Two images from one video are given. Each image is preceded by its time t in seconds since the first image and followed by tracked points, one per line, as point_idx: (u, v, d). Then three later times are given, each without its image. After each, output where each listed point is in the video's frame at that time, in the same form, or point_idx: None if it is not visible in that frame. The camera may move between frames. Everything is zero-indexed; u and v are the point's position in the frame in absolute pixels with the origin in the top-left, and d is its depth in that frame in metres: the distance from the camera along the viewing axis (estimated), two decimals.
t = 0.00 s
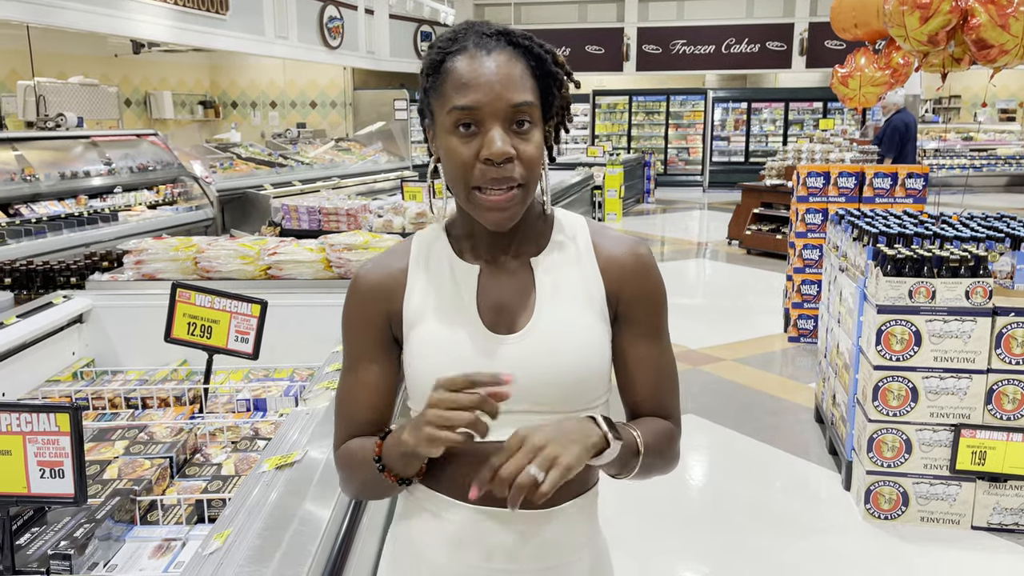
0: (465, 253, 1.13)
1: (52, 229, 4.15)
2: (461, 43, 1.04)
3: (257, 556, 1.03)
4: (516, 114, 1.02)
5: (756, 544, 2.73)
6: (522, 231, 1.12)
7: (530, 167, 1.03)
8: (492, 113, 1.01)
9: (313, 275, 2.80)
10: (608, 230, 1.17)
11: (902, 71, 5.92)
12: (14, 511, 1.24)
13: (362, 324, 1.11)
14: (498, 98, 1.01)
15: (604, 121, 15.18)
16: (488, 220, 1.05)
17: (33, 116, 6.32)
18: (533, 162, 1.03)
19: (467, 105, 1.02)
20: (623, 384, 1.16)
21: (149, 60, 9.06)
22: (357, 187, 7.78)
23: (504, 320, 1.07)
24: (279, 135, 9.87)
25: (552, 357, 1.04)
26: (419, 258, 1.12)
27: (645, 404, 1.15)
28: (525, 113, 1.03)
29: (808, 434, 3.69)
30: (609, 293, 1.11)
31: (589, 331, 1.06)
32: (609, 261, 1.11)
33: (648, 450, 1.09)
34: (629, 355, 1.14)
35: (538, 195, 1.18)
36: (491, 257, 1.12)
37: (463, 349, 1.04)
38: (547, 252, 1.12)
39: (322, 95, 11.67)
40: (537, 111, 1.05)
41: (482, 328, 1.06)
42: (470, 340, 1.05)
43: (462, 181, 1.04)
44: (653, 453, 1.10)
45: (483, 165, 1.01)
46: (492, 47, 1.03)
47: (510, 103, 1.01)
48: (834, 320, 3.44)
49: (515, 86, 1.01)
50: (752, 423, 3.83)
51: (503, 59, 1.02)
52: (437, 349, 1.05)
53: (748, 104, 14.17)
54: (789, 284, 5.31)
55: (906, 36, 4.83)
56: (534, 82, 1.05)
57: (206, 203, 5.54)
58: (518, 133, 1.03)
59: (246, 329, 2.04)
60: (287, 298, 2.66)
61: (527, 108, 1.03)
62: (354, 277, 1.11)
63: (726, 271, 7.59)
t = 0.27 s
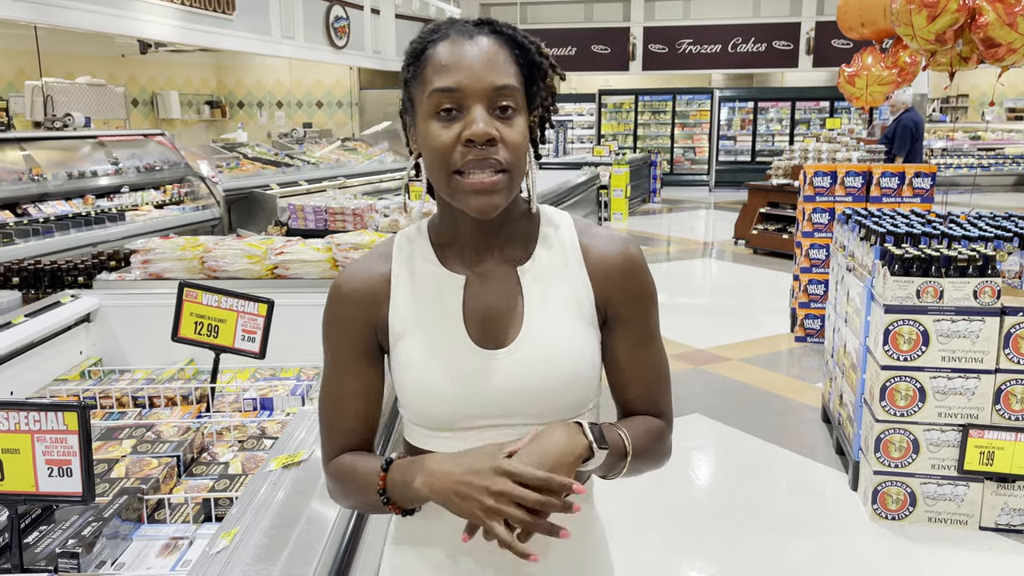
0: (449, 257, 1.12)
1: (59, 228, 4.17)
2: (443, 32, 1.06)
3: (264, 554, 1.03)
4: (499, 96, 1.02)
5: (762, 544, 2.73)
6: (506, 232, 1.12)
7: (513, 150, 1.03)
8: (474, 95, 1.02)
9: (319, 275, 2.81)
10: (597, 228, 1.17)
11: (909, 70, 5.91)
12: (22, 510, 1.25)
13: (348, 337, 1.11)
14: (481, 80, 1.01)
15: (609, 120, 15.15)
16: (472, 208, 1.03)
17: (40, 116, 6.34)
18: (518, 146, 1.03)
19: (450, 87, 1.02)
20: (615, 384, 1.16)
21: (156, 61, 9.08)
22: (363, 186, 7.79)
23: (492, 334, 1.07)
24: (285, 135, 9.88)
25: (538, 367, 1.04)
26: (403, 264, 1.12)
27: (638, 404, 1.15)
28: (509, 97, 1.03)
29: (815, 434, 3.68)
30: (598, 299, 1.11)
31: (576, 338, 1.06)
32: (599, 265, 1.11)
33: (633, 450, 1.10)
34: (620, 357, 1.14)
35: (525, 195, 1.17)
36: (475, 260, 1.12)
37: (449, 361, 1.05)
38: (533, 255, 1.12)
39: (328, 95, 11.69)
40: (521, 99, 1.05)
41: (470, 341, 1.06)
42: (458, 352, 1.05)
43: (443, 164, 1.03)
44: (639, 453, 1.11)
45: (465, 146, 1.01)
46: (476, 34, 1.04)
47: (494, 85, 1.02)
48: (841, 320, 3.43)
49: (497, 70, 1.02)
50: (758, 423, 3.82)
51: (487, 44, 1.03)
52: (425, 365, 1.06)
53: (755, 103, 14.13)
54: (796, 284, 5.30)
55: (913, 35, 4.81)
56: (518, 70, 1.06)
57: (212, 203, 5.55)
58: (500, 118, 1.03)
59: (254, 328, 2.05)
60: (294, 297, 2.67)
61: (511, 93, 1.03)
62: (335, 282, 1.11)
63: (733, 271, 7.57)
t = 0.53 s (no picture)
0: (445, 272, 1.11)
1: (68, 228, 4.19)
2: (408, 48, 1.07)
3: (273, 553, 1.04)
4: (482, 95, 1.03)
5: (769, 544, 2.72)
6: (502, 241, 1.11)
7: (507, 147, 1.03)
8: (461, 96, 1.02)
9: (327, 275, 2.81)
10: (588, 222, 1.17)
11: (916, 69, 5.89)
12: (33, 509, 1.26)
13: (354, 362, 1.12)
14: (462, 81, 1.02)
15: (616, 120, 15.13)
16: (480, 216, 1.01)
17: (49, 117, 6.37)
18: (510, 143, 1.03)
19: (434, 94, 1.02)
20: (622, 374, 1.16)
21: (163, 61, 9.12)
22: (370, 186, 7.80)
23: (496, 344, 1.06)
24: (291, 135, 9.91)
25: (542, 370, 1.04)
26: (398, 290, 1.10)
27: (646, 393, 1.15)
28: (491, 96, 1.04)
29: (823, 434, 3.67)
30: (598, 293, 1.11)
31: (577, 338, 1.07)
32: (597, 258, 1.11)
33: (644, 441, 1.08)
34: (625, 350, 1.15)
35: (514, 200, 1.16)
36: (474, 275, 1.10)
37: (453, 377, 1.05)
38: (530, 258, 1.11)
39: (335, 95, 11.72)
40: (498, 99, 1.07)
41: (475, 357, 1.06)
42: (462, 366, 1.05)
43: (442, 172, 1.01)
44: (650, 444, 1.10)
45: (463, 148, 1.00)
46: (440, 43, 1.06)
47: (476, 85, 1.02)
48: (849, 320, 3.41)
49: (475, 70, 1.03)
50: (765, 424, 3.81)
51: (455, 49, 1.05)
52: (431, 382, 1.07)
53: (761, 103, 14.10)
54: (803, 283, 5.28)
55: (921, 34, 4.79)
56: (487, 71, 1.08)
57: (219, 203, 5.56)
58: (488, 116, 1.03)
59: (261, 327, 2.05)
60: (302, 297, 2.68)
61: (491, 92, 1.04)
62: (336, 314, 1.12)
63: (740, 271, 7.56)
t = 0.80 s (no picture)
0: (462, 266, 1.11)
1: (75, 229, 4.21)
2: (425, 46, 1.07)
3: (282, 554, 1.04)
4: (499, 91, 1.02)
5: (777, 545, 2.72)
6: (520, 238, 1.11)
7: (524, 144, 1.02)
8: (477, 92, 1.01)
9: (334, 276, 2.82)
10: (607, 223, 1.17)
11: (923, 68, 5.86)
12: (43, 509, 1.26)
13: (366, 349, 1.10)
14: (477, 78, 1.02)
15: (621, 120, 15.11)
16: (495, 212, 1.01)
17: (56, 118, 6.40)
18: (525, 140, 1.03)
19: (449, 91, 1.02)
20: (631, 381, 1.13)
21: (169, 62, 9.14)
22: (376, 187, 7.81)
23: (512, 339, 1.07)
24: (297, 136, 9.93)
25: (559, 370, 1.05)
26: (416, 281, 1.10)
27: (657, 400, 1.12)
28: (508, 92, 1.03)
29: (830, 434, 3.66)
30: (615, 295, 1.11)
31: (591, 339, 1.07)
32: (615, 259, 1.11)
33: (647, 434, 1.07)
34: (636, 355, 1.12)
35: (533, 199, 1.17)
36: (491, 271, 1.11)
37: (469, 370, 1.06)
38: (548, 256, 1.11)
39: (340, 96, 11.75)
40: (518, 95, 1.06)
41: (491, 349, 1.06)
42: (478, 359, 1.06)
43: (459, 170, 1.01)
44: (654, 445, 1.08)
45: (479, 147, 0.99)
46: (457, 40, 1.05)
47: (491, 81, 1.02)
48: (856, 320, 3.40)
49: (492, 66, 1.03)
50: (772, 424, 3.80)
51: (472, 45, 1.04)
52: (446, 377, 1.06)
53: (767, 103, 14.08)
54: (809, 284, 5.27)
55: (928, 34, 4.77)
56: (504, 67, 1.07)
57: (226, 204, 5.58)
58: (504, 113, 1.02)
59: (269, 329, 2.06)
60: (309, 297, 2.68)
61: (508, 88, 1.03)
62: (351, 300, 1.12)
63: (746, 271, 7.54)
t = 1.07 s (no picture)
0: (472, 262, 1.12)
1: (78, 230, 4.22)
2: (458, 41, 1.05)
3: (284, 556, 1.04)
4: (524, 100, 1.01)
5: (779, 546, 2.71)
6: (531, 237, 1.11)
7: (542, 154, 1.02)
8: (501, 99, 1.00)
9: (336, 276, 2.82)
10: (619, 229, 1.16)
11: (926, 68, 5.89)
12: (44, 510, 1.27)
13: (374, 334, 1.10)
14: (503, 84, 1.00)
15: (624, 120, 15.09)
16: (505, 214, 1.02)
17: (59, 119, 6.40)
18: (544, 149, 1.02)
19: (474, 93, 1.00)
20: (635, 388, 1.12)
21: (171, 63, 9.15)
22: (378, 187, 7.81)
23: (518, 334, 1.07)
24: (299, 136, 9.93)
25: (564, 367, 1.04)
26: (429, 272, 1.11)
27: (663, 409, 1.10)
28: (533, 100, 1.02)
29: (833, 435, 3.66)
30: (623, 298, 1.10)
31: (596, 338, 1.05)
32: (625, 263, 1.10)
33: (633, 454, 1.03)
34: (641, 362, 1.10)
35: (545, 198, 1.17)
36: (500, 266, 1.11)
37: (472, 364, 1.05)
38: (558, 256, 1.11)
39: (343, 96, 11.61)
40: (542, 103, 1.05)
41: (495, 343, 1.06)
42: (480, 352, 1.05)
43: (476, 174, 1.01)
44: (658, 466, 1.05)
45: (496, 154, 0.99)
46: (491, 40, 1.03)
47: (517, 88, 1.01)
48: (860, 320, 3.40)
49: (520, 73, 1.01)
50: (775, 424, 3.80)
51: (504, 48, 1.02)
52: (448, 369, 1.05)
53: (770, 102, 14.07)
54: (812, 284, 5.26)
55: (932, 33, 4.76)
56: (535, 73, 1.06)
57: (228, 205, 5.58)
58: (526, 121, 1.02)
59: (271, 329, 2.06)
60: (311, 298, 2.68)
61: (533, 96, 1.02)
62: (364, 288, 1.12)
63: (749, 271, 7.54)
